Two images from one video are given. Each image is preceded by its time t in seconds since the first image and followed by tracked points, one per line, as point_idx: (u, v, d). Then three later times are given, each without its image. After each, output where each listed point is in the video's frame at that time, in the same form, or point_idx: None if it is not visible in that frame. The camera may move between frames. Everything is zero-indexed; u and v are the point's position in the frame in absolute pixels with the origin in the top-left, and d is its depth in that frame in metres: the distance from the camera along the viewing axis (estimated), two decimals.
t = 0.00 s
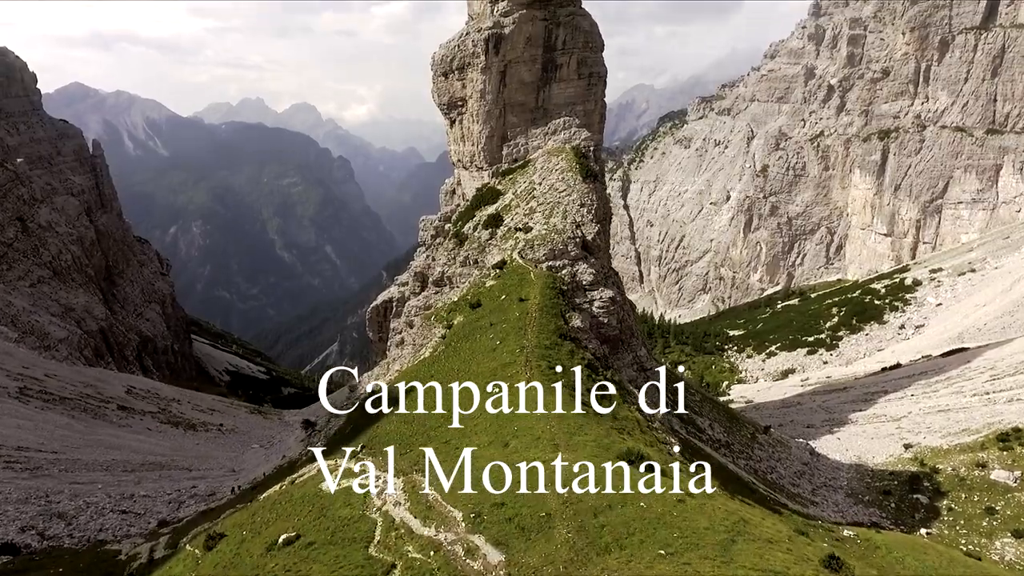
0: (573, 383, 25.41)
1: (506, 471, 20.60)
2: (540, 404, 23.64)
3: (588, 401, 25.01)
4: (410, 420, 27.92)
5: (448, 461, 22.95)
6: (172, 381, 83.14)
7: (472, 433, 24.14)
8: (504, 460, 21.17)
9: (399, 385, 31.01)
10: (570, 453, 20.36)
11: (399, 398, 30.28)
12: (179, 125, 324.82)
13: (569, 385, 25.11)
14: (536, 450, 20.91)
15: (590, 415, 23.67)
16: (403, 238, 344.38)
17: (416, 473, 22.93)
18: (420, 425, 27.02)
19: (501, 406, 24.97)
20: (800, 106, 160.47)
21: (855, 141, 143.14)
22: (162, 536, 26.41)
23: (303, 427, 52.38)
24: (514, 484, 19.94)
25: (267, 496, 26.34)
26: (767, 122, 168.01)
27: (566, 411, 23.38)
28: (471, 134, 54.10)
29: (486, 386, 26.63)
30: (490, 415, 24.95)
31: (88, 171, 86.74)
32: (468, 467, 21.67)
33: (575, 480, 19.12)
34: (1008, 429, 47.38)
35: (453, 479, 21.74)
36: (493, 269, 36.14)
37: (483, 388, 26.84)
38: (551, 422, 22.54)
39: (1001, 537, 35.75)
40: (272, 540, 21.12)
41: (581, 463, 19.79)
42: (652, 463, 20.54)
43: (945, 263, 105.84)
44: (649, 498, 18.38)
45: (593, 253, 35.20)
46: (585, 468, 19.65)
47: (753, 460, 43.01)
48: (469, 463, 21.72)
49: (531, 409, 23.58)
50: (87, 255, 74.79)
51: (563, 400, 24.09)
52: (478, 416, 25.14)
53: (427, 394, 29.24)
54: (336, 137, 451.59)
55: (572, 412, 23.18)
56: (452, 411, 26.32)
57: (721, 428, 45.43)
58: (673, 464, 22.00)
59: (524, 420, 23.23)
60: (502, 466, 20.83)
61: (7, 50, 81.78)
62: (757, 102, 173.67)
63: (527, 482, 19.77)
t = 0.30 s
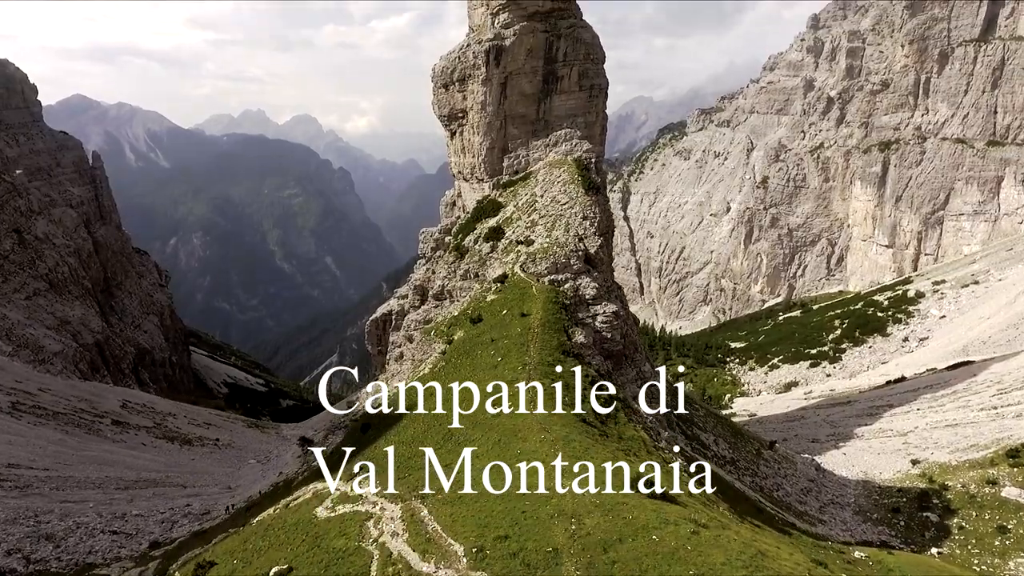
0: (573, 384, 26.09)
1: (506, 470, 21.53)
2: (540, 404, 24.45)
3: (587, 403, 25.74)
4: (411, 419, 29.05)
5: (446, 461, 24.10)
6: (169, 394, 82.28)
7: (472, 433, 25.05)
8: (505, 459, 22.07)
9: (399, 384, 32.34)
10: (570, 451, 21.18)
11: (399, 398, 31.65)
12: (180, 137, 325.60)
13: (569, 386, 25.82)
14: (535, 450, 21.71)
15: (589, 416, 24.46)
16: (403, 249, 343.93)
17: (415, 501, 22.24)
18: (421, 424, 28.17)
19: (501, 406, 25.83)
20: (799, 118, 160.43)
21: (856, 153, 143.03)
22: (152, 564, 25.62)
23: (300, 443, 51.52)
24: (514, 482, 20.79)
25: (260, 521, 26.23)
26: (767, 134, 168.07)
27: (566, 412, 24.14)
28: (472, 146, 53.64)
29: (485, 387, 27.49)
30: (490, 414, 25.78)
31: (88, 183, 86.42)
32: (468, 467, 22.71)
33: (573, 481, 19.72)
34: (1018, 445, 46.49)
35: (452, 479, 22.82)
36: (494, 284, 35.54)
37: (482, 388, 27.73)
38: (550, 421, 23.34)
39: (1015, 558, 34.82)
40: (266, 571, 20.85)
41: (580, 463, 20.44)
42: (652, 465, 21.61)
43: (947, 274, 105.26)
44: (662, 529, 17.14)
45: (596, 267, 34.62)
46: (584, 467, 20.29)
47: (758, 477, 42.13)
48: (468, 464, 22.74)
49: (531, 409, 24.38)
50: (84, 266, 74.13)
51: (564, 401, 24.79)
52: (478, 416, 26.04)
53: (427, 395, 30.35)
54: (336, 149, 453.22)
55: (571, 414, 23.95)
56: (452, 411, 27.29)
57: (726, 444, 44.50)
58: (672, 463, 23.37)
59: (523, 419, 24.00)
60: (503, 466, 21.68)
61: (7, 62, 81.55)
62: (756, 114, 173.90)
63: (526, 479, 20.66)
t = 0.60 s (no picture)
0: (574, 383, 26.62)
1: (506, 471, 22.22)
2: (540, 404, 25.17)
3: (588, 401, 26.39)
4: (413, 418, 30.24)
5: (446, 461, 25.10)
6: (166, 407, 81.44)
7: (472, 433, 25.96)
8: (503, 459, 22.82)
9: (402, 385, 33.74)
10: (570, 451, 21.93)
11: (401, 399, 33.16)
12: (181, 149, 326.55)
13: (569, 385, 26.48)
14: (534, 450, 22.34)
15: (590, 415, 25.17)
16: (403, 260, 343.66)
17: (415, 530, 21.02)
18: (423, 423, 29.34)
19: (500, 406, 26.67)
20: (800, 130, 159.27)
21: (856, 164, 142.82)
22: None
23: (297, 459, 50.67)
24: (515, 483, 21.52)
25: (252, 547, 25.55)
26: (767, 145, 167.96)
27: (565, 411, 24.90)
28: (472, 157, 53.14)
29: (485, 386, 28.39)
30: (490, 414, 26.65)
31: (87, 194, 85.98)
32: (468, 469, 23.60)
33: (574, 480, 20.40)
34: None
35: (452, 479, 23.85)
36: (495, 297, 34.99)
37: (482, 388, 28.60)
38: (548, 420, 24.05)
39: None
40: None
41: (580, 463, 21.15)
42: (653, 464, 22.70)
43: (950, 286, 104.70)
44: (676, 561, 15.99)
45: (599, 280, 34.08)
46: (584, 467, 21.01)
47: (764, 494, 41.29)
48: (469, 465, 23.66)
49: (530, 409, 25.14)
50: (81, 279, 73.50)
51: (563, 400, 25.47)
52: (478, 416, 26.93)
53: (428, 394, 31.49)
54: (336, 160, 454.24)
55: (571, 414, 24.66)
56: (452, 411, 28.28)
57: (731, 460, 43.59)
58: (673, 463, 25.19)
59: (523, 419, 24.72)
60: (503, 466, 22.36)
61: (7, 74, 81.26)
62: (756, 125, 173.98)
63: (526, 478, 21.39)
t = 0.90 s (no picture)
0: (574, 384, 27.08)
1: (506, 471, 22.76)
2: (540, 404, 25.73)
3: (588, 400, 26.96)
4: (414, 422, 30.73)
5: (446, 460, 25.88)
6: (163, 420, 80.54)
7: (473, 432, 26.59)
8: (504, 459, 23.39)
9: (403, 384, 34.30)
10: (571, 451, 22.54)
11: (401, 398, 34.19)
12: (182, 161, 327.39)
13: (569, 385, 26.97)
14: (534, 451, 22.79)
15: (590, 415, 25.71)
16: (403, 270, 343.09)
17: (411, 558, 20.39)
18: (424, 420, 30.28)
19: (500, 406, 27.24)
20: (800, 141, 158.72)
21: (856, 175, 142.64)
22: None
23: (295, 474, 49.75)
24: (515, 482, 22.03)
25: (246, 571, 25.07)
26: (767, 156, 167.79)
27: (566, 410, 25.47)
28: (473, 169, 52.64)
29: (485, 386, 29.02)
30: (490, 414, 27.26)
31: (85, 205, 85.55)
32: (468, 469, 24.21)
33: (574, 480, 20.94)
34: None
35: (452, 479, 24.62)
36: (496, 310, 34.40)
37: (482, 388, 29.23)
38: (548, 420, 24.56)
39: None
40: None
41: (580, 463, 21.76)
42: (653, 464, 23.62)
43: (953, 297, 104.04)
44: None
45: (602, 293, 33.46)
46: (584, 468, 21.64)
47: (770, 512, 40.37)
48: (469, 466, 24.24)
49: (530, 408, 25.68)
50: (78, 290, 72.81)
51: (563, 401, 26.01)
52: (478, 416, 27.56)
53: (427, 393, 32.31)
54: (337, 171, 455.00)
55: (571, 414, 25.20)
56: (452, 411, 28.97)
57: (737, 476, 42.74)
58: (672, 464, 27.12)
59: (523, 418, 25.31)
60: (503, 466, 22.92)
61: (6, 85, 80.97)
62: (755, 137, 174.07)
63: (526, 477, 21.91)
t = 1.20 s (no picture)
0: (573, 383, 27.31)
1: (506, 471, 23.27)
2: (540, 404, 26.19)
3: (588, 400, 27.35)
4: (414, 431, 30.69)
5: (446, 461, 26.57)
6: (159, 433, 79.58)
7: (474, 432, 27.32)
8: (503, 460, 23.91)
9: (403, 384, 34.78)
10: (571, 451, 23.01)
11: (401, 397, 34.46)
12: (182, 171, 327.79)
13: (569, 384, 27.23)
14: (534, 451, 23.28)
15: (590, 415, 26.09)
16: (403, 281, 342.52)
17: None
18: (424, 425, 30.63)
19: (500, 406, 27.93)
20: (799, 152, 157.34)
21: (856, 186, 142.41)
22: None
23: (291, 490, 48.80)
24: (515, 482, 22.52)
25: None
26: (767, 167, 167.57)
27: (565, 411, 25.88)
28: (473, 180, 52.12)
29: (485, 387, 29.78)
30: (490, 415, 28.00)
31: (84, 216, 85.11)
32: (468, 469, 24.86)
33: (574, 480, 21.48)
34: None
35: (452, 479, 25.35)
36: (497, 324, 33.71)
37: (482, 388, 30.00)
38: (548, 431, 24.41)
39: None
40: None
41: (580, 463, 22.36)
42: (652, 463, 24.48)
43: (956, 308, 103.37)
44: None
45: (606, 306, 32.82)
46: (584, 468, 22.22)
47: (777, 529, 39.48)
48: (469, 466, 24.87)
49: (531, 408, 26.18)
50: (75, 302, 72.11)
51: (562, 400, 26.34)
52: (479, 416, 28.33)
53: (427, 393, 32.96)
54: (337, 183, 455.63)
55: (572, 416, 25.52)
56: (452, 411, 29.72)
57: (742, 492, 41.89)
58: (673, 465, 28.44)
59: (522, 418, 25.86)
60: (503, 466, 23.43)
61: (6, 96, 80.66)
62: (755, 147, 174.09)
63: (527, 477, 22.41)
